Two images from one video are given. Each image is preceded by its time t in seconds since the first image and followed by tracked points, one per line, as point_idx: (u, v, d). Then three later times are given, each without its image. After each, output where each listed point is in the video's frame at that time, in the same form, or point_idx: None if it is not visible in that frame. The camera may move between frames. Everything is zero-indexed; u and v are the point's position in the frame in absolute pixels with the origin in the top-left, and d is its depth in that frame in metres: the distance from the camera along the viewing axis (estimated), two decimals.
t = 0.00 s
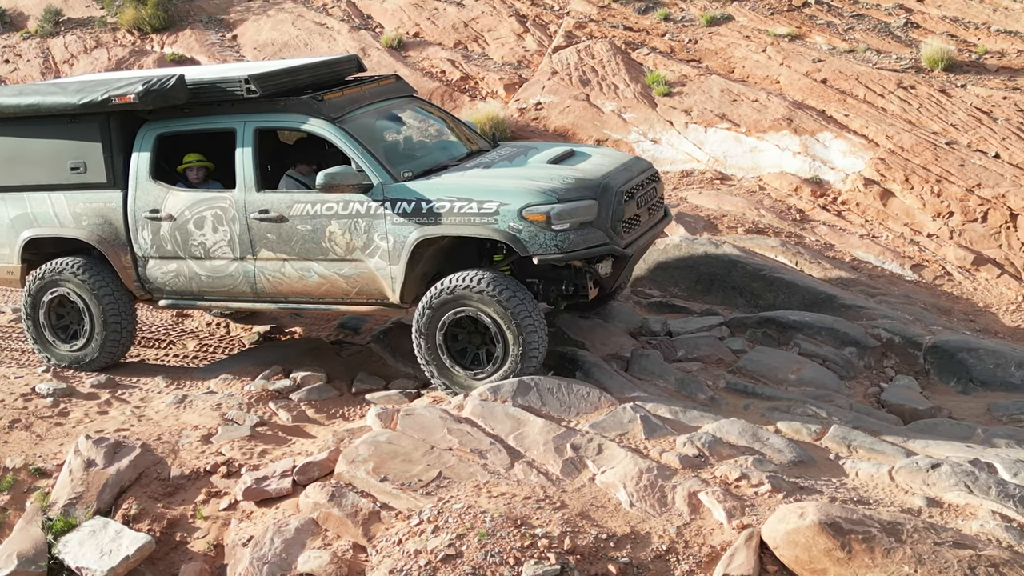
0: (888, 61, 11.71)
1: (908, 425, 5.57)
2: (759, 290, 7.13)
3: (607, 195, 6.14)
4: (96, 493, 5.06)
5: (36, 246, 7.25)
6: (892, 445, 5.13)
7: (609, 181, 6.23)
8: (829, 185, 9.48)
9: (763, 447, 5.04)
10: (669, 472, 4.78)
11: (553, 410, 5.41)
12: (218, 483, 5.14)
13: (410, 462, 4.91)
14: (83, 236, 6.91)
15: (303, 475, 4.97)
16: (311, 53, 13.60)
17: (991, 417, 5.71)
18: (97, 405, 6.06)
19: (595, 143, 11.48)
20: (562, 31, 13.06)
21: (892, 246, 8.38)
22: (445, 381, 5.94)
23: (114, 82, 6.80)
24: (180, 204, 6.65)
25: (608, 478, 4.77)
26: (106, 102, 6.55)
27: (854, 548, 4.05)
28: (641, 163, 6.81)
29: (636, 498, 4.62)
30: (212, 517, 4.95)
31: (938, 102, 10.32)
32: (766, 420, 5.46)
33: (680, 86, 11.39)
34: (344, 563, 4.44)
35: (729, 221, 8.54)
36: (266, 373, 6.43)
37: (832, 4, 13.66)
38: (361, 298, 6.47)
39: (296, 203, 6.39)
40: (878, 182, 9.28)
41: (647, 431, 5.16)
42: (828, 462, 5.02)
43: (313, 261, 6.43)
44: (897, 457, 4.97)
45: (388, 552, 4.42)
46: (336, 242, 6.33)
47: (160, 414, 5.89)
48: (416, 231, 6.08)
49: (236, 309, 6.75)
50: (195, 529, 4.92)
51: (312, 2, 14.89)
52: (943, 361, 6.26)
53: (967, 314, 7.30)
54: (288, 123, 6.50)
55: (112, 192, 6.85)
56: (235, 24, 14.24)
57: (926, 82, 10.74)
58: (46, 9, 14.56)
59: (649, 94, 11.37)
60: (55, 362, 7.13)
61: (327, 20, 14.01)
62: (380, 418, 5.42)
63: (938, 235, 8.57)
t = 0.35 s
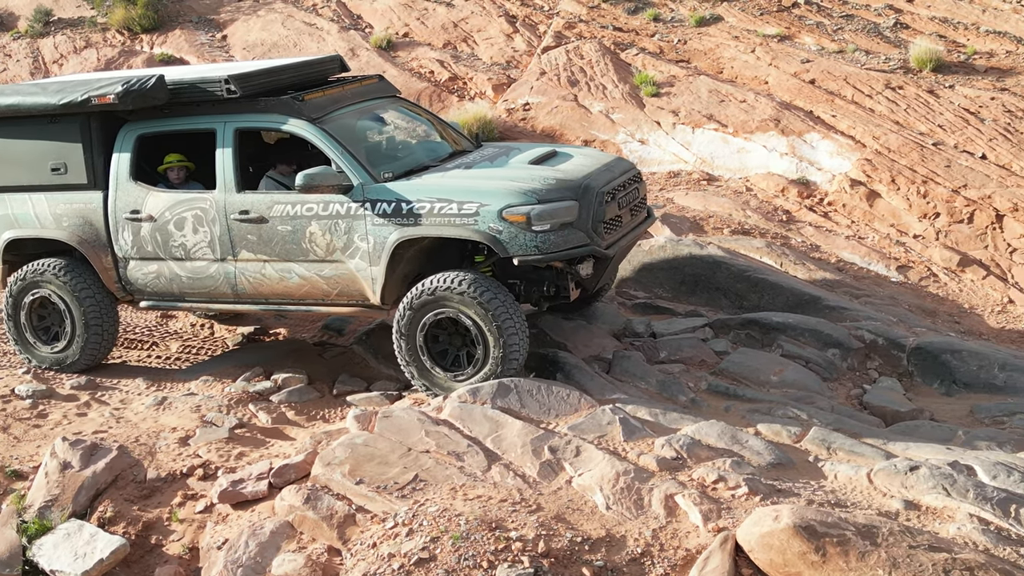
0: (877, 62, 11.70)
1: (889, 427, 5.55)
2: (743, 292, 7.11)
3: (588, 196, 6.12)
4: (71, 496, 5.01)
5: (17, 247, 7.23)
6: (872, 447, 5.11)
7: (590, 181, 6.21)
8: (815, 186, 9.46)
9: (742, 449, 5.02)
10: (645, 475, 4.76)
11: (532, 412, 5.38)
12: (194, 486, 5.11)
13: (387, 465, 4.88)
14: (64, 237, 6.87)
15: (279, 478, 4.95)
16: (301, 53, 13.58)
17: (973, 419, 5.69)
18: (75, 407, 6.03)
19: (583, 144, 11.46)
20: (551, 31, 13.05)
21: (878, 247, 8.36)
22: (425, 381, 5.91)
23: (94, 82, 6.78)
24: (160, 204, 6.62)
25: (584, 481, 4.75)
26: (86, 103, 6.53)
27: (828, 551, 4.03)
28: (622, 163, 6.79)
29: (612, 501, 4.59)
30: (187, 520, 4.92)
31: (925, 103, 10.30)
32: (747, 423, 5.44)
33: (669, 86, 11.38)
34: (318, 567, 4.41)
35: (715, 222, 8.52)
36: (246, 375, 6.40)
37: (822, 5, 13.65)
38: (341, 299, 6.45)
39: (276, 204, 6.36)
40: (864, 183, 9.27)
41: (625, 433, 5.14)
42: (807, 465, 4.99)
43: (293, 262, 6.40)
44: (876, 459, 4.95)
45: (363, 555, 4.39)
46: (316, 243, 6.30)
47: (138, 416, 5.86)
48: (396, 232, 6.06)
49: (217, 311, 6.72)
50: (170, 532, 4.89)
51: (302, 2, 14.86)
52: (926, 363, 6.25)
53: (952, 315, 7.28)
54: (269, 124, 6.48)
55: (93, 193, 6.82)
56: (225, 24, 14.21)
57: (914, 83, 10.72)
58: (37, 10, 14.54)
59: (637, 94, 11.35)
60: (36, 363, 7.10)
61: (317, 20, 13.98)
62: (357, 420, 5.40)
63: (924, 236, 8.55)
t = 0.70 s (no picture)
0: (866, 62, 11.68)
1: (871, 428, 5.53)
2: (728, 292, 7.09)
3: (571, 195, 6.09)
4: (48, 497, 4.98)
5: None
6: (852, 448, 5.09)
7: (574, 180, 6.17)
8: (803, 186, 9.44)
9: (722, 450, 5.00)
10: (624, 476, 4.74)
11: (512, 413, 5.36)
12: (172, 487, 5.08)
13: (364, 466, 4.86)
14: (46, 237, 6.84)
15: (256, 479, 4.92)
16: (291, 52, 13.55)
17: (956, 419, 5.68)
18: (55, 407, 6.00)
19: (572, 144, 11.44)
20: (541, 31, 13.03)
21: (865, 247, 8.35)
22: (406, 380, 5.88)
23: (76, 80, 6.75)
24: (142, 204, 6.59)
25: (562, 482, 4.73)
26: (67, 102, 6.50)
27: (804, 553, 4.01)
28: (607, 162, 6.74)
29: (590, 502, 4.57)
30: (164, 521, 4.89)
31: (913, 103, 10.29)
32: (728, 423, 5.42)
33: (657, 86, 11.36)
34: (293, 568, 4.38)
35: (701, 223, 8.51)
36: (228, 375, 6.38)
37: (811, 5, 13.63)
38: (324, 299, 6.42)
39: (258, 204, 6.34)
40: (851, 183, 9.25)
41: (605, 433, 5.12)
42: (787, 466, 4.98)
43: (275, 261, 6.38)
44: (856, 460, 4.93)
45: (338, 556, 4.36)
46: (298, 242, 6.28)
47: (118, 417, 5.83)
48: (378, 231, 6.02)
49: (200, 311, 6.69)
50: (147, 534, 4.86)
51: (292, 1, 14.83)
52: (910, 364, 6.23)
53: (937, 315, 7.27)
54: (251, 123, 6.45)
55: (75, 193, 6.79)
56: (215, 24, 14.19)
57: (903, 83, 10.70)
58: (26, 9, 14.49)
59: (625, 94, 11.34)
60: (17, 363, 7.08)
61: (307, 20, 13.95)
62: (336, 421, 5.38)
63: (911, 236, 8.53)
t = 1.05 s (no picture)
0: (855, 64, 11.65)
1: (855, 433, 5.50)
2: (714, 295, 7.05)
3: (557, 196, 6.00)
4: (23, 504, 4.96)
5: None
6: (834, 454, 5.05)
7: (559, 181, 6.09)
8: (791, 189, 9.42)
9: (702, 457, 4.97)
10: (602, 483, 4.71)
11: (492, 418, 5.33)
12: (148, 494, 5.03)
13: (341, 473, 4.82)
14: (29, 240, 6.78)
15: (232, 486, 4.88)
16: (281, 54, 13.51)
17: (941, 425, 5.64)
18: (34, 412, 5.95)
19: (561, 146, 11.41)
20: (531, 33, 13.00)
21: (852, 250, 8.32)
22: (388, 381, 5.82)
23: (59, 82, 6.70)
24: (126, 206, 6.53)
25: (540, 489, 4.69)
26: (50, 104, 6.45)
27: (780, 562, 3.96)
28: (594, 163, 6.67)
29: (567, 509, 4.53)
30: (140, 529, 4.84)
31: (903, 105, 10.25)
32: (709, 429, 5.38)
33: (646, 88, 11.32)
34: None
35: (689, 226, 8.48)
36: (209, 380, 6.33)
37: (802, 6, 13.59)
38: (308, 302, 6.33)
39: (242, 205, 6.26)
40: (839, 185, 9.22)
41: (585, 440, 5.08)
42: (768, 472, 4.94)
43: (259, 264, 6.29)
44: (837, 466, 4.89)
45: (312, 565, 4.31)
46: (282, 245, 6.19)
47: (97, 422, 5.79)
48: (362, 233, 5.94)
49: (184, 314, 6.62)
50: (122, 541, 4.81)
51: (283, 2, 14.79)
52: (895, 368, 6.20)
53: (924, 319, 7.23)
54: (234, 124, 6.39)
55: (58, 195, 6.73)
56: (205, 25, 14.15)
57: (892, 85, 10.66)
58: (17, 11, 14.46)
59: (615, 96, 11.30)
60: None
61: (297, 21, 13.93)
62: (314, 427, 5.34)
63: (898, 239, 8.51)
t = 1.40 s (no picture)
0: (845, 64, 11.64)
1: (837, 434, 5.49)
2: (700, 296, 7.05)
3: (545, 193, 5.95)
4: (3, 505, 4.95)
5: None
6: (815, 455, 5.05)
7: (547, 179, 6.04)
8: (779, 190, 9.42)
9: (683, 457, 4.97)
10: (582, 484, 4.70)
11: (474, 419, 5.32)
12: (128, 495, 5.02)
13: (321, 474, 4.82)
14: (18, 240, 6.76)
15: (212, 487, 4.88)
16: (272, 54, 13.50)
17: (924, 426, 5.63)
18: (17, 413, 5.94)
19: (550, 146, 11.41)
20: (521, 33, 12.99)
21: (839, 251, 8.33)
22: (373, 376, 5.78)
23: (48, 81, 6.68)
24: (114, 206, 6.51)
25: (520, 490, 4.68)
26: (38, 103, 6.44)
27: (756, 563, 3.96)
28: (583, 162, 6.62)
29: (546, 510, 4.53)
30: (119, 530, 4.83)
31: (891, 105, 10.24)
32: (692, 430, 5.38)
33: (636, 89, 11.32)
34: None
35: (676, 226, 8.48)
36: (193, 381, 6.33)
37: (792, 7, 13.59)
38: (296, 301, 6.30)
39: (230, 204, 6.23)
40: (826, 186, 9.21)
41: (566, 441, 5.08)
42: (748, 473, 4.94)
43: (247, 263, 6.26)
44: (818, 467, 4.89)
45: (291, 566, 4.30)
46: (270, 243, 6.16)
47: (80, 423, 5.78)
48: (350, 231, 5.89)
49: (172, 313, 6.59)
50: (102, 542, 4.80)
51: (274, 3, 14.78)
52: (879, 369, 6.20)
53: (910, 319, 7.23)
54: (222, 123, 6.34)
55: (47, 195, 6.72)
56: (196, 26, 14.14)
57: (881, 85, 10.65)
58: (8, 11, 14.45)
59: (604, 96, 11.30)
60: None
61: (288, 21, 13.92)
62: (295, 428, 5.34)
63: (885, 240, 8.51)
